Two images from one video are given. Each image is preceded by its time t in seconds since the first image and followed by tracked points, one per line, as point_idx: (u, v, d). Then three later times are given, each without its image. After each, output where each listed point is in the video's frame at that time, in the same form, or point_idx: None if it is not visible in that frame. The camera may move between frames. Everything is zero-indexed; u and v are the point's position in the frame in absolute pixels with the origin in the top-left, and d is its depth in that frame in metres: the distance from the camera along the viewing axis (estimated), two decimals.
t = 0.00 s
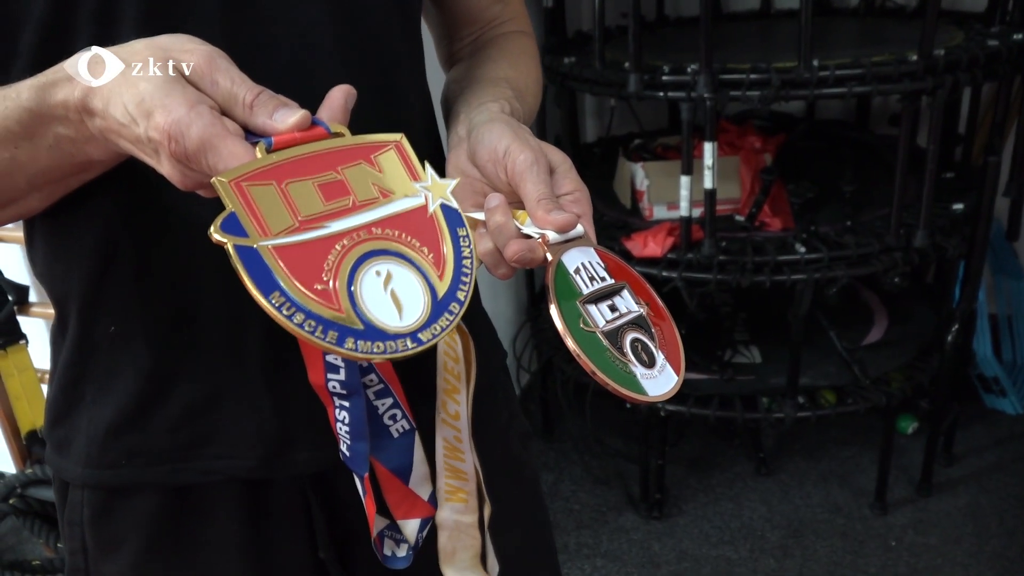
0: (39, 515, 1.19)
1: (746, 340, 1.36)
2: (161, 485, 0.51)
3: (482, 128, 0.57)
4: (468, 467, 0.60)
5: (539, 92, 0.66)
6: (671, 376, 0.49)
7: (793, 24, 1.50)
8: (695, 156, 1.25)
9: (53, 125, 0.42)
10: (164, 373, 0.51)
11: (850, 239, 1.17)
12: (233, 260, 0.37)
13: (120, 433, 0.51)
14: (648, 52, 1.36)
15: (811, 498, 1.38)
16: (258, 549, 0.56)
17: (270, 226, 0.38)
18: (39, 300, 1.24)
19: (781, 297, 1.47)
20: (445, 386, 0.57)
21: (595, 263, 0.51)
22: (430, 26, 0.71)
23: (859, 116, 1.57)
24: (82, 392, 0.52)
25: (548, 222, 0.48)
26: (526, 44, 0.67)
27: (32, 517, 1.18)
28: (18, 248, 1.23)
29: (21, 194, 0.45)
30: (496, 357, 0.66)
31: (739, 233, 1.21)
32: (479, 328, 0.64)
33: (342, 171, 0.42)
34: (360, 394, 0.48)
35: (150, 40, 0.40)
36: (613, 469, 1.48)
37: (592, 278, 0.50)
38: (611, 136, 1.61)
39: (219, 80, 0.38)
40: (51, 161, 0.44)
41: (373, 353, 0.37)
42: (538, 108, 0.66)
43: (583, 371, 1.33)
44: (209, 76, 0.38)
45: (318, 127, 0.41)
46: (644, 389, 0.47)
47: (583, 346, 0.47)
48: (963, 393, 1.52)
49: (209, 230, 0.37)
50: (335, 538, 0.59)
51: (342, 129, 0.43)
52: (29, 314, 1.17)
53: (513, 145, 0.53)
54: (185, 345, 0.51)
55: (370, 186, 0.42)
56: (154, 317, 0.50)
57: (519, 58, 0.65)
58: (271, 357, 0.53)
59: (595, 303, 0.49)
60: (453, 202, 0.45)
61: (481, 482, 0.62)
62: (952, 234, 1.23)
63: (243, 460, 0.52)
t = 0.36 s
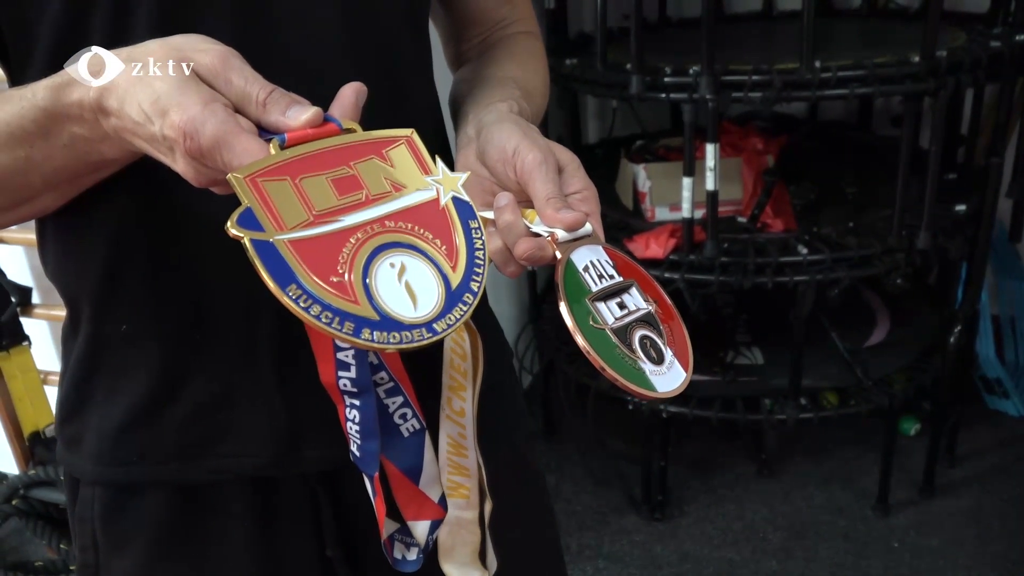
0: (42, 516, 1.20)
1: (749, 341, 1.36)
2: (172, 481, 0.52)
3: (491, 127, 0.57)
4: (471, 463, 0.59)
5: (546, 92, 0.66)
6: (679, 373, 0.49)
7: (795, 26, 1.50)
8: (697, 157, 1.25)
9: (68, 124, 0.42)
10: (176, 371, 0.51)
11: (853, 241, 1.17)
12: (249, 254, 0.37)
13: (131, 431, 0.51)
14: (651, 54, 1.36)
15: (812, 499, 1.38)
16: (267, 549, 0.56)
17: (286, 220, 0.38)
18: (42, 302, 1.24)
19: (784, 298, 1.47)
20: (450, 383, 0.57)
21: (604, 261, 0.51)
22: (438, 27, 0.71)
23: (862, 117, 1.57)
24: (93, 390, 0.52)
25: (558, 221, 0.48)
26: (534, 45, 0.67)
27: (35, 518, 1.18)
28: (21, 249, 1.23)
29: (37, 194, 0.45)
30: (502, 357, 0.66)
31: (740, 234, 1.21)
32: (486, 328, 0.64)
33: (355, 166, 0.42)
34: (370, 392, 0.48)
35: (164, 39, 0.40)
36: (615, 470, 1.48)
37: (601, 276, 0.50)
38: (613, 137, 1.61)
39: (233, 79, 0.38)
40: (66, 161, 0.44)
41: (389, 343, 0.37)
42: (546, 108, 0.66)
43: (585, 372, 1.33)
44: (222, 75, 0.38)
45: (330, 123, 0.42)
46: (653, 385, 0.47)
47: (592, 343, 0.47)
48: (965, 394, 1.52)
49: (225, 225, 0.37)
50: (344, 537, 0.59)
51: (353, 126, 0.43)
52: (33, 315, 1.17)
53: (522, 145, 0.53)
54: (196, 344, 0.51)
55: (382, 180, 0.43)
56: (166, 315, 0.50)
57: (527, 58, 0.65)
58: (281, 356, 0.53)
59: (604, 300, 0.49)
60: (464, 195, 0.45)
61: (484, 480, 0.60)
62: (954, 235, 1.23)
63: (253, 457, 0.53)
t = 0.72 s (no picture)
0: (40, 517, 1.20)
1: (747, 344, 1.36)
2: (169, 480, 0.52)
3: (488, 126, 0.57)
4: (470, 465, 0.59)
5: (546, 93, 0.66)
6: (667, 377, 0.49)
7: (794, 29, 1.51)
8: (696, 160, 1.26)
9: (62, 129, 0.42)
10: (174, 370, 0.51)
11: (851, 244, 1.17)
12: (230, 264, 0.37)
13: (129, 429, 0.51)
14: (649, 57, 1.37)
15: (810, 502, 1.38)
16: (263, 548, 0.56)
17: (269, 231, 0.39)
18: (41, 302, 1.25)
19: (782, 301, 1.47)
20: (447, 384, 0.57)
21: (597, 264, 0.51)
22: (439, 28, 0.71)
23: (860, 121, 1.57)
24: (92, 389, 0.52)
25: (553, 222, 0.48)
26: (534, 45, 0.67)
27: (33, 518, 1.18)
28: (20, 250, 1.23)
29: (32, 196, 0.46)
30: (499, 358, 0.66)
31: (739, 237, 1.22)
32: (483, 329, 0.64)
33: (341, 177, 0.42)
34: (366, 393, 0.47)
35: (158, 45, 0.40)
36: (614, 473, 1.48)
37: (593, 279, 0.50)
38: (612, 140, 1.62)
39: (222, 86, 0.38)
40: (59, 164, 0.44)
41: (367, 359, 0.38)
42: (544, 107, 0.66)
43: (583, 374, 1.33)
44: (212, 82, 0.38)
45: (318, 132, 0.42)
46: (640, 390, 0.47)
47: (581, 345, 0.47)
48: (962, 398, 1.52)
49: (208, 235, 0.37)
50: (341, 537, 0.59)
51: (342, 134, 0.43)
52: (31, 315, 1.17)
53: (518, 146, 0.53)
54: (194, 344, 0.52)
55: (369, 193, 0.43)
56: (164, 315, 0.51)
57: (526, 58, 0.65)
58: (278, 356, 0.53)
59: (595, 303, 0.49)
60: (451, 208, 0.46)
61: (483, 480, 0.61)
62: (952, 239, 1.23)
63: (250, 456, 0.53)
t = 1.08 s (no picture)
0: (40, 516, 1.20)
1: (746, 347, 1.36)
2: (166, 478, 0.52)
3: (479, 125, 0.57)
4: (462, 458, 0.59)
5: (540, 95, 0.66)
6: (665, 367, 0.49)
7: (795, 33, 1.51)
8: (697, 163, 1.26)
9: (60, 131, 0.42)
10: (172, 369, 0.52)
11: (851, 247, 1.17)
12: (232, 258, 0.37)
13: (127, 428, 0.51)
14: (650, 60, 1.37)
15: (809, 506, 1.38)
16: (260, 547, 0.56)
17: (268, 225, 0.39)
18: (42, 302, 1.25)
19: (782, 304, 1.47)
20: (440, 379, 0.57)
21: (589, 257, 0.51)
22: (433, 29, 0.71)
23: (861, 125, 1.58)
24: (90, 388, 0.52)
25: (544, 218, 0.48)
26: (528, 47, 0.67)
27: (33, 518, 1.19)
28: (21, 250, 1.24)
29: (31, 197, 0.46)
30: (497, 360, 0.66)
31: (739, 239, 1.22)
32: (481, 330, 0.64)
33: (339, 171, 0.43)
34: (355, 398, 0.48)
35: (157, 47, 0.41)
36: (613, 475, 1.48)
37: (586, 272, 0.50)
38: (613, 142, 1.62)
39: (220, 86, 0.39)
40: (57, 165, 0.44)
41: (371, 346, 0.38)
42: (538, 110, 0.66)
43: (583, 377, 1.33)
44: (210, 82, 0.39)
45: (315, 129, 0.42)
46: (638, 379, 0.47)
47: (576, 337, 0.47)
48: (962, 401, 1.52)
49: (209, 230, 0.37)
50: (336, 536, 0.59)
51: (338, 131, 0.44)
52: (32, 315, 1.18)
53: (508, 144, 0.53)
54: (191, 344, 0.52)
55: (367, 185, 0.43)
56: (162, 314, 0.51)
57: (520, 60, 0.66)
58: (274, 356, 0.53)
59: (589, 296, 0.50)
60: (449, 200, 0.45)
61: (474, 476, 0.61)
62: (952, 243, 1.23)
63: (247, 454, 0.53)
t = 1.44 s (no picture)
0: (42, 516, 1.21)
1: (747, 349, 1.36)
2: (168, 476, 0.52)
3: (478, 129, 0.57)
4: (453, 462, 0.59)
5: (539, 98, 0.67)
6: (658, 370, 0.49)
7: (797, 37, 1.51)
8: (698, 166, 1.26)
9: (64, 134, 0.43)
10: (174, 370, 0.52)
11: (852, 251, 1.17)
12: (228, 261, 0.38)
13: (129, 428, 0.52)
14: (652, 63, 1.38)
15: (810, 509, 1.38)
16: (262, 547, 0.57)
17: (265, 228, 0.39)
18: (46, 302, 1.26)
19: (783, 307, 1.47)
20: (435, 381, 0.57)
21: (585, 261, 0.51)
22: (434, 32, 0.72)
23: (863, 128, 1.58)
24: (94, 388, 0.53)
25: (540, 221, 0.49)
26: (527, 50, 0.68)
27: (35, 518, 1.19)
28: (25, 250, 1.24)
29: (36, 200, 0.46)
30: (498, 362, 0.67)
31: (740, 243, 1.23)
32: (482, 333, 0.65)
33: (337, 176, 0.43)
34: (357, 396, 0.49)
35: (160, 52, 0.41)
36: (614, 477, 1.49)
37: (582, 276, 0.51)
38: (615, 145, 1.63)
39: (220, 91, 0.39)
40: (62, 169, 0.45)
41: (363, 349, 0.38)
42: (537, 112, 0.67)
43: (584, 380, 1.33)
44: (210, 87, 0.39)
45: (313, 134, 0.42)
46: (631, 382, 0.47)
47: (571, 341, 0.47)
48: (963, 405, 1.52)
49: (206, 233, 0.38)
50: (337, 536, 0.60)
51: (336, 137, 0.44)
52: (36, 315, 1.19)
53: (506, 147, 0.54)
54: (194, 345, 0.52)
55: (363, 190, 0.43)
56: (165, 315, 0.51)
57: (519, 63, 0.66)
58: (275, 358, 0.54)
59: (585, 299, 0.50)
60: (446, 206, 0.45)
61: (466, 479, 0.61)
62: (954, 247, 1.23)
63: (249, 454, 0.53)
